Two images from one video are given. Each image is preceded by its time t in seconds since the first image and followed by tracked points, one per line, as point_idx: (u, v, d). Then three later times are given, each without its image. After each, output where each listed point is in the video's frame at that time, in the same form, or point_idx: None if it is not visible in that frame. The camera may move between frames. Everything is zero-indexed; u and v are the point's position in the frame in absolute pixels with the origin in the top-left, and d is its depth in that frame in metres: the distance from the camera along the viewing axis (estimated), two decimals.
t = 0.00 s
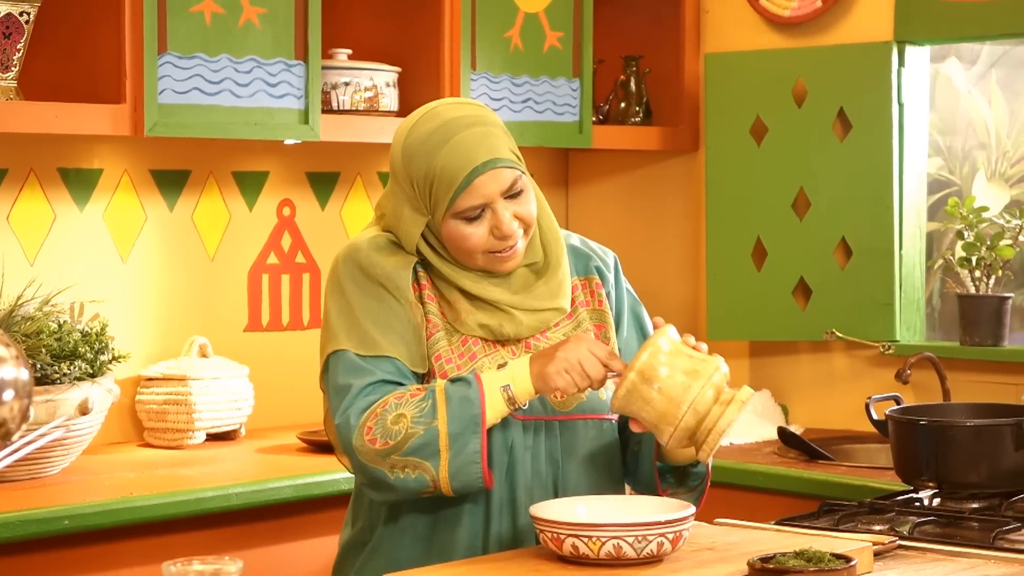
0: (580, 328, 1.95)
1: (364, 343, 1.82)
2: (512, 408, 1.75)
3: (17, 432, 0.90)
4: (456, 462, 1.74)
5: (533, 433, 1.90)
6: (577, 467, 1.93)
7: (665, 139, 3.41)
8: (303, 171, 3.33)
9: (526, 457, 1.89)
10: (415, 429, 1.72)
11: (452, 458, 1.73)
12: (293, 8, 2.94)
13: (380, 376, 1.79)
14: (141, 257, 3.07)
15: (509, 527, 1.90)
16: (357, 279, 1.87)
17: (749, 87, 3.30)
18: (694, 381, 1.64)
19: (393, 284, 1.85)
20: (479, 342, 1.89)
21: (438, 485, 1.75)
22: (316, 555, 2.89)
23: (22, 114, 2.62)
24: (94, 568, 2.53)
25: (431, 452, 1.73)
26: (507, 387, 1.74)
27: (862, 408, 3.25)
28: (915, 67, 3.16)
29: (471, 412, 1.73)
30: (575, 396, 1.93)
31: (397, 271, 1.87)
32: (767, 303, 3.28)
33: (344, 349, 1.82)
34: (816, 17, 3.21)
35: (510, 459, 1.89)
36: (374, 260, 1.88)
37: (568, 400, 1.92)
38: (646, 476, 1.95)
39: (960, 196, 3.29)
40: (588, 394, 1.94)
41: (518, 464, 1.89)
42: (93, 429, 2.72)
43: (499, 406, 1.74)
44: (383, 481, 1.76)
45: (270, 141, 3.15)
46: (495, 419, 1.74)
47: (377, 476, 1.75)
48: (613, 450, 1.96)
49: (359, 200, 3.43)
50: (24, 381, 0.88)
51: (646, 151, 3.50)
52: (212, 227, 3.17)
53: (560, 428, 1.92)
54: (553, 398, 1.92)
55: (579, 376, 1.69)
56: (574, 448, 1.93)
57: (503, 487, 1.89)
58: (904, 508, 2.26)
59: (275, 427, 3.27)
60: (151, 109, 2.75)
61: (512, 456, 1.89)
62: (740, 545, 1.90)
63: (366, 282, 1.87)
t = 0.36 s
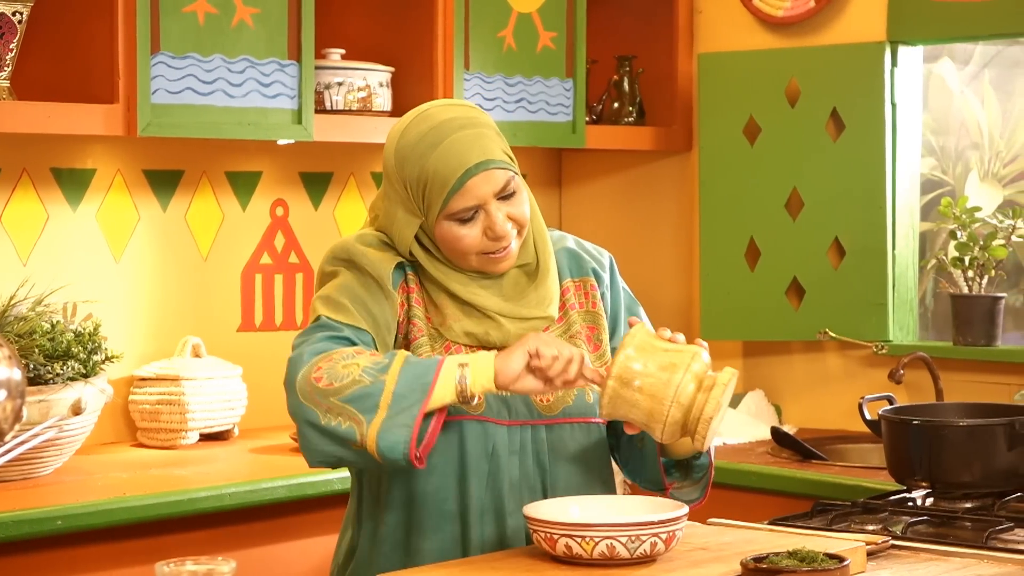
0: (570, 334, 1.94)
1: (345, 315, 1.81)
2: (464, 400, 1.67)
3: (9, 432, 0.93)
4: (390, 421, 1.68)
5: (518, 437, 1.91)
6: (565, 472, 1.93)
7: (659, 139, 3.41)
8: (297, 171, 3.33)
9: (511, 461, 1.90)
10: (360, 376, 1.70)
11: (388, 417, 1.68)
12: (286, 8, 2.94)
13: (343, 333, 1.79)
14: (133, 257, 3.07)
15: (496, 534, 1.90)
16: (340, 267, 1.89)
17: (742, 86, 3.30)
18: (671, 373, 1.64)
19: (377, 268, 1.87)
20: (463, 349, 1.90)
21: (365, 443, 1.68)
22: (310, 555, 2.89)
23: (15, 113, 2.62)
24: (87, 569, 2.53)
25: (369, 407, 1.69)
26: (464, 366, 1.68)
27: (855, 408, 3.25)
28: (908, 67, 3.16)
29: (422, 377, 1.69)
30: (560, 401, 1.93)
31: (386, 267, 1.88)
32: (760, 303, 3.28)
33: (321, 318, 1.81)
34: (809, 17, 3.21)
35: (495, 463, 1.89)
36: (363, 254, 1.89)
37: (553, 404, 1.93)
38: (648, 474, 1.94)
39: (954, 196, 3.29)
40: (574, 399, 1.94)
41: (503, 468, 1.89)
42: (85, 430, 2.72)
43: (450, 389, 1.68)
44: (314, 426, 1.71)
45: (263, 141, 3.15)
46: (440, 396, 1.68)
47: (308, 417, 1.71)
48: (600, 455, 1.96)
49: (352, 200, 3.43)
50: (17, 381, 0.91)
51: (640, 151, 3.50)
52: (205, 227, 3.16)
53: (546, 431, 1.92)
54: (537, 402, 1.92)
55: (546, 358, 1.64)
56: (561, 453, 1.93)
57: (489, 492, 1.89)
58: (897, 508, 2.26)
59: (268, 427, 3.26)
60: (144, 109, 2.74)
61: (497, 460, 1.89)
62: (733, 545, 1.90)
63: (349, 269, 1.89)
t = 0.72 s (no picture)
0: (563, 334, 1.94)
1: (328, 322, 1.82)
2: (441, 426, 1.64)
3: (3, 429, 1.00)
4: (362, 446, 1.66)
5: (512, 436, 1.91)
6: (558, 472, 1.93)
7: (653, 139, 3.41)
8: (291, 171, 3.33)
9: (503, 461, 1.90)
10: (338, 397, 1.68)
11: (361, 440, 1.66)
12: (280, 8, 2.94)
13: (327, 341, 1.78)
14: (127, 257, 3.06)
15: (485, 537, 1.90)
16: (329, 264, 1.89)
17: (736, 86, 3.30)
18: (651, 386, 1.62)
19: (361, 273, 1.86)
20: (455, 349, 1.90)
21: (339, 465, 1.67)
22: (304, 555, 2.89)
23: (9, 113, 2.62)
24: (81, 569, 2.52)
25: (342, 430, 1.67)
26: (440, 403, 1.64)
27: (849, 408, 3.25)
28: (901, 67, 3.16)
29: (396, 407, 1.65)
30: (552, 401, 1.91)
31: (376, 266, 1.87)
32: (754, 303, 3.29)
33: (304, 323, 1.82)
34: (803, 17, 3.22)
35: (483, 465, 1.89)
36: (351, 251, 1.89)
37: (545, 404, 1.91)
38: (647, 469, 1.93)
39: (948, 196, 3.30)
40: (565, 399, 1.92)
41: (494, 472, 1.89)
42: (80, 429, 2.71)
43: (427, 416, 1.64)
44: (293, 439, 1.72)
45: (257, 141, 3.14)
46: (416, 427, 1.65)
47: (287, 429, 1.72)
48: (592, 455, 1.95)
49: (346, 200, 3.43)
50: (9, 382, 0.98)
51: (634, 151, 3.50)
52: (199, 227, 3.16)
53: (538, 430, 1.92)
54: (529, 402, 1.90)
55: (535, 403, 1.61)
56: (552, 453, 1.93)
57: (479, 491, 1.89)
58: (891, 508, 2.26)
59: (262, 427, 3.26)
60: (138, 109, 2.74)
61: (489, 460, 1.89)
62: (727, 545, 1.90)
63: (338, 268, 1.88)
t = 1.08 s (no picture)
0: (535, 333, 1.96)
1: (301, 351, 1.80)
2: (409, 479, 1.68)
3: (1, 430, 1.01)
4: (337, 500, 1.71)
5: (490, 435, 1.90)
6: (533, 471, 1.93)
7: (648, 139, 3.41)
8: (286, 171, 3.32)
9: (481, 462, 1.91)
10: (310, 454, 1.71)
11: (335, 494, 1.71)
12: (275, 8, 2.94)
13: (294, 382, 1.78)
14: (122, 257, 3.06)
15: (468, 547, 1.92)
16: (300, 278, 1.86)
17: (731, 87, 3.31)
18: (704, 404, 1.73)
19: (336, 295, 1.84)
20: (432, 353, 1.89)
21: (314, 514, 1.73)
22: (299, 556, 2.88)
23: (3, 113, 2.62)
24: (77, 569, 2.52)
25: (316, 483, 1.72)
26: (405, 455, 1.68)
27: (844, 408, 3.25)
28: (896, 67, 3.16)
29: (367, 462, 1.70)
30: (528, 401, 1.92)
31: (351, 283, 1.86)
32: (748, 303, 3.29)
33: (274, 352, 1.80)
34: (798, 17, 3.22)
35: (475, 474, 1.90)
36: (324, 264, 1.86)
37: (522, 405, 1.91)
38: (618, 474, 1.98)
39: (942, 196, 3.30)
40: (541, 398, 1.92)
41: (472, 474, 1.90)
42: (75, 430, 2.71)
43: (395, 466, 1.69)
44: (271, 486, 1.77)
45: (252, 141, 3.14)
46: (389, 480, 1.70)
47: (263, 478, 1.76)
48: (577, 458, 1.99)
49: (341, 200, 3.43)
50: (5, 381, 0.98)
51: (630, 151, 3.50)
52: (194, 227, 3.16)
53: (514, 431, 1.90)
54: (507, 403, 1.91)
55: (462, 483, 1.63)
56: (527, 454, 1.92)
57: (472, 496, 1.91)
58: (886, 508, 2.26)
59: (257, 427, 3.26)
60: (133, 109, 2.74)
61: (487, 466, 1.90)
62: (721, 545, 1.90)
63: (308, 285, 1.85)
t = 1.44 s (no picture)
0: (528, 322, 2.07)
1: (327, 348, 1.78)
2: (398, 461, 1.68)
3: None
4: (332, 492, 1.70)
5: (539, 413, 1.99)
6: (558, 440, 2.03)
7: (643, 139, 3.41)
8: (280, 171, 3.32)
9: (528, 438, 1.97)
10: (301, 450, 1.69)
11: (330, 487, 1.70)
12: (270, 8, 2.94)
13: (290, 390, 1.75)
14: (117, 257, 3.06)
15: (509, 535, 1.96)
16: (329, 272, 1.81)
17: (726, 87, 3.31)
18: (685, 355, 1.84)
19: (369, 289, 1.83)
20: (468, 337, 1.92)
21: (312, 509, 1.72)
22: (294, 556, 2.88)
23: None
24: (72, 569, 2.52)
25: (312, 479, 1.70)
26: (389, 434, 1.67)
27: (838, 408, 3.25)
28: (891, 67, 3.17)
29: (354, 448, 1.68)
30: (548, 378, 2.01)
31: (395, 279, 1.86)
32: (744, 303, 3.29)
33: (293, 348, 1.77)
34: (793, 17, 3.22)
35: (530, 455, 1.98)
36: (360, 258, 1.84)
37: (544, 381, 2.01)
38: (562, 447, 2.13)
39: (937, 196, 3.30)
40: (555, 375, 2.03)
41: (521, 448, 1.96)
42: (70, 430, 2.71)
43: (381, 450, 1.68)
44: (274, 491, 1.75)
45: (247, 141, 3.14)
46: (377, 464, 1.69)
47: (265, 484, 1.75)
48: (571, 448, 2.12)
49: (336, 200, 3.42)
50: None
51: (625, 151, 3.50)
52: (188, 227, 3.16)
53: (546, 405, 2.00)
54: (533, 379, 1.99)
55: (451, 475, 1.60)
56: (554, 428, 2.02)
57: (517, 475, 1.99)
58: (880, 508, 2.26)
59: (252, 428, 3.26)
60: (127, 109, 2.74)
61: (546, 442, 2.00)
62: (716, 545, 1.90)
63: (336, 279, 1.81)
